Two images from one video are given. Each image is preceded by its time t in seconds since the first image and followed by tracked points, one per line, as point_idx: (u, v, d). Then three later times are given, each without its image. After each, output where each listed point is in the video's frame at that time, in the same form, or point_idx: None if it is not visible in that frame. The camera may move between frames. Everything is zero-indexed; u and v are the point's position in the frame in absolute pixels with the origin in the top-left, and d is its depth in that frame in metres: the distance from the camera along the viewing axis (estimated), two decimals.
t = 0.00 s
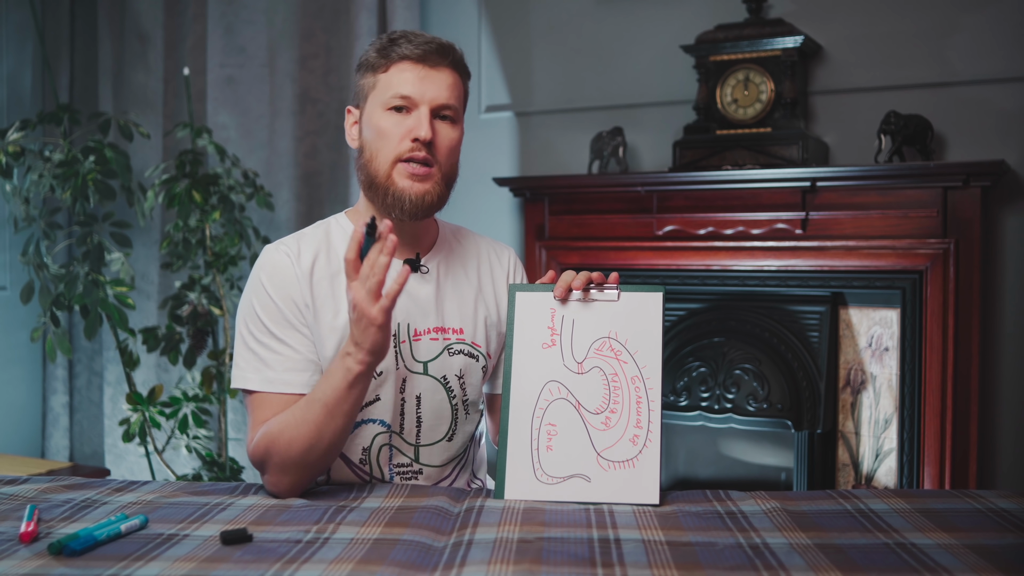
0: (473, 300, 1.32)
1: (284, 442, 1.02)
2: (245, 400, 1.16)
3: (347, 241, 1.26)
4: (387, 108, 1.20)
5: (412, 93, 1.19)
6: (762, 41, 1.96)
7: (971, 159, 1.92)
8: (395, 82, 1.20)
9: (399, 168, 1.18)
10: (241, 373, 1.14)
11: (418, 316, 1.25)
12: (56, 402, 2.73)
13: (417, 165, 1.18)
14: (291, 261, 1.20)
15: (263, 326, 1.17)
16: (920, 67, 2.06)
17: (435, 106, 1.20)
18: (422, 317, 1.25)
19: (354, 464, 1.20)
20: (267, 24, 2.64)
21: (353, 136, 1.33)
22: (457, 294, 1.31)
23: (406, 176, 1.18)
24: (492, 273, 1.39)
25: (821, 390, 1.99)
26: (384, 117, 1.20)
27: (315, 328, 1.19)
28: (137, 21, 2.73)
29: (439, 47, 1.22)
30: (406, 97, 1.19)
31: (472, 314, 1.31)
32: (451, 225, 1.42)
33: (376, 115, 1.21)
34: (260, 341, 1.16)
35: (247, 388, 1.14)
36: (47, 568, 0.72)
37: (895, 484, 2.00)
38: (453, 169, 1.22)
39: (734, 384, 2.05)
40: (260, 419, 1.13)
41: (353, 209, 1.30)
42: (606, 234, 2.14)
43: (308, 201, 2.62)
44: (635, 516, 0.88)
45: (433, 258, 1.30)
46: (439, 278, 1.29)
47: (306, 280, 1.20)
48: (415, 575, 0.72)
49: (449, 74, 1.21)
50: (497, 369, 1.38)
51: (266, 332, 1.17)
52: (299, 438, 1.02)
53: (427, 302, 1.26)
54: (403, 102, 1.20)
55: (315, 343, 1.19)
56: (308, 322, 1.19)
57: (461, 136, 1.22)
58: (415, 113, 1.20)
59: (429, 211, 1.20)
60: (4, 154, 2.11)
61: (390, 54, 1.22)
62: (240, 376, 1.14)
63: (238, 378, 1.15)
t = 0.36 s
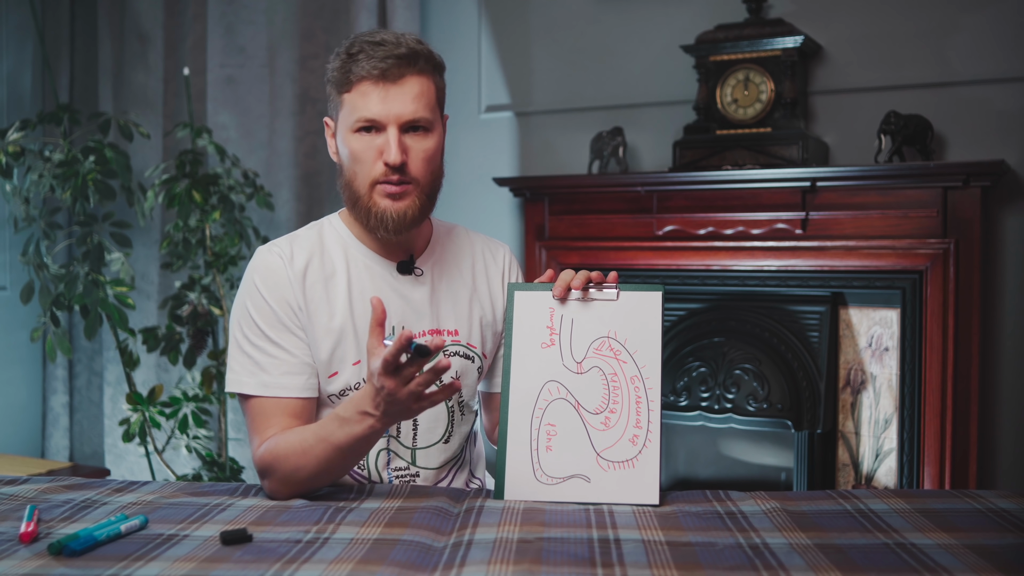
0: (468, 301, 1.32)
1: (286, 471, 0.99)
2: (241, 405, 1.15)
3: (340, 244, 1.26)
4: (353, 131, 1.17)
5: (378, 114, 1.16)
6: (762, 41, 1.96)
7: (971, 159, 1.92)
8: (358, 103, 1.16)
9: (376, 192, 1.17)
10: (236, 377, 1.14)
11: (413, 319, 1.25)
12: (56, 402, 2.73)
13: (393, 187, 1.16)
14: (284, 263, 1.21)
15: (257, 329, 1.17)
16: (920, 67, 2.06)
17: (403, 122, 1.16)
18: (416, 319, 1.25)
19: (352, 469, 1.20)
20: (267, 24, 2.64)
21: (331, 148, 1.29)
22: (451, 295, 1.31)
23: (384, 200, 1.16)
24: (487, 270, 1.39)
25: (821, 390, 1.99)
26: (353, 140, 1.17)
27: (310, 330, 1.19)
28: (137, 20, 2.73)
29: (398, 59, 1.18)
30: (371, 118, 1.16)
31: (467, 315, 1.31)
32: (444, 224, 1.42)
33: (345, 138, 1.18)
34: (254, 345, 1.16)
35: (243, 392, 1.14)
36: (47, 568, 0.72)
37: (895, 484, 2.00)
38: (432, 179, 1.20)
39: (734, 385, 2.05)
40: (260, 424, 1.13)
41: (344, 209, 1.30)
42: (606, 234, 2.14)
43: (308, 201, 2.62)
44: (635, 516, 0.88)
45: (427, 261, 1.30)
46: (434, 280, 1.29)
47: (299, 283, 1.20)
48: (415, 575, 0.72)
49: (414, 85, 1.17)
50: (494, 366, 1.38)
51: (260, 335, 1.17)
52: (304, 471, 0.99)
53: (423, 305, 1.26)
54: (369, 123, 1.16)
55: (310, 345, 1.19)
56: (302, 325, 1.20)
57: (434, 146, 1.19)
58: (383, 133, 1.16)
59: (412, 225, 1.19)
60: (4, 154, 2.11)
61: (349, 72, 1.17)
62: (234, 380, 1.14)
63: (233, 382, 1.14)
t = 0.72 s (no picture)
0: (466, 302, 1.32)
1: (283, 474, 0.99)
2: (240, 406, 1.16)
3: (338, 244, 1.26)
4: (344, 145, 1.16)
5: (367, 128, 1.15)
6: (762, 41, 1.96)
7: (971, 159, 1.92)
8: (347, 118, 1.15)
9: (372, 205, 1.17)
10: (234, 378, 1.14)
11: (411, 321, 1.25)
12: (56, 402, 2.73)
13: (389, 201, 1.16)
14: (281, 264, 1.21)
15: (255, 330, 1.17)
16: (920, 67, 2.05)
17: (393, 134, 1.15)
18: (414, 321, 1.25)
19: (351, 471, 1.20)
20: (267, 24, 2.64)
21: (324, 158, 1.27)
22: (450, 298, 1.31)
23: (379, 214, 1.16)
24: (487, 270, 1.39)
25: (821, 390, 1.99)
26: (344, 155, 1.16)
27: (307, 331, 1.19)
28: (137, 20, 2.73)
29: (383, 72, 1.16)
30: (361, 133, 1.15)
31: (465, 315, 1.31)
32: (443, 224, 1.42)
33: (337, 154, 1.18)
34: (252, 346, 1.16)
35: (241, 393, 1.14)
36: (47, 568, 0.72)
37: (895, 484, 2.00)
38: (425, 187, 1.20)
39: (734, 385, 2.05)
40: (259, 426, 1.13)
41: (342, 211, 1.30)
42: (606, 234, 2.14)
43: (308, 201, 2.62)
44: (634, 516, 0.88)
45: (425, 262, 1.30)
46: (432, 285, 1.30)
47: (297, 284, 1.20)
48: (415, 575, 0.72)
49: (401, 96, 1.16)
50: (493, 366, 1.38)
51: (258, 336, 1.17)
52: (301, 474, 0.98)
53: (420, 307, 1.26)
54: (359, 138, 1.15)
55: (307, 346, 1.19)
56: (300, 327, 1.20)
57: (427, 154, 1.19)
58: (374, 147, 1.16)
59: (409, 236, 1.19)
60: (4, 154, 2.11)
61: (335, 88, 1.16)
62: (232, 381, 1.14)
63: (231, 383, 1.14)
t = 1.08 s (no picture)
0: (469, 301, 1.32)
1: (276, 456, 1.00)
2: (241, 405, 1.16)
3: (340, 243, 1.26)
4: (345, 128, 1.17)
5: (369, 111, 1.15)
6: (763, 41, 1.96)
7: (971, 159, 1.92)
8: (351, 100, 1.16)
9: (364, 190, 1.16)
10: (235, 378, 1.14)
11: (413, 321, 1.25)
12: (56, 402, 2.73)
13: (382, 186, 1.15)
14: (284, 264, 1.20)
15: (256, 330, 1.17)
16: (920, 67, 2.05)
17: (393, 119, 1.16)
18: (417, 321, 1.25)
19: (352, 470, 1.20)
20: (267, 24, 2.64)
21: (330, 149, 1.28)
22: (452, 298, 1.31)
23: (371, 198, 1.15)
24: (490, 270, 1.39)
25: (821, 390, 1.99)
26: (343, 137, 1.17)
27: (310, 331, 1.19)
28: (137, 20, 2.73)
29: (393, 61, 1.18)
30: (363, 115, 1.16)
31: (468, 315, 1.31)
32: (447, 224, 1.42)
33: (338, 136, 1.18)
34: (253, 345, 1.16)
35: (242, 393, 1.14)
36: (47, 568, 0.72)
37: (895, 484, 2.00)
38: (423, 183, 1.19)
39: (734, 384, 2.05)
40: (258, 425, 1.13)
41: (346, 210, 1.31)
42: (606, 234, 2.14)
43: (308, 201, 2.62)
44: (635, 516, 0.88)
45: (428, 262, 1.30)
46: (435, 283, 1.30)
47: (299, 284, 1.20)
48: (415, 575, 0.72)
49: (408, 86, 1.17)
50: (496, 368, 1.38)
51: (259, 336, 1.17)
52: (295, 451, 1.00)
53: (422, 305, 1.26)
54: (360, 121, 1.16)
55: (309, 346, 1.19)
56: (301, 326, 1.19)
57: (427, 148, 1.18)
58: (373, 131, 1.16)
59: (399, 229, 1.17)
60: (4, 154, 2.11)
61: (345, 71, 1.18)
62: (233, 380, 1.15)
63: (232, 383, 1.15)
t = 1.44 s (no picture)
0: (472, 300, 1.32)
1: (278, 465, 1.00)
2: (243, 404, 1.16)
3: (345, 243, 1.27)
4: (376, 119, 1.17)
5: (403, 103, 1.16)
6: (763, 41, 1.96)
7: (971, 159, 1.92)
8: (383, 92, 1.16)
9: (393, 181, 1.16)
10: (237, 376, 1.14)
11: (417, 320, 1.25)
12: (56, 402, 2.72)
13: (411, 179, 1.16)
14: (288, 264, 1.21)
15: (259, 329, 1.17)
16: (920, 67, 2.06)
17: (426, 114, 1.17)
18: (420, 320, 1.25)
19: (352, 468, 1.19)
20: (267, 23, 2.64)
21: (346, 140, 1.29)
22: (456, 298, 1.31)
23: (400, 190, 1.16)
24: (493, 270, 1.40)
25: (821, 390, 1.99)
26: (374, 128, 1.17)
27: (313, 330, 1.19)
28: (137, 20, 2.73)
29: (426, 55, 1.18)
30: (396, 108, 1.16)
31: (471, 315, 1.31)
32: (451, 224, 1.43)
33: (366, 127, 1.18)
34: (257, 344, 1.16)
35: (243, 391, 1.14)
36: (47, 568, 0.72)
37: (895, 484, 2.00)
38: (447, 178, 1.20)
39: (734, 385, 2.05)
40: (261, 424, 1.13)
41: (351, 210, 1.31)
42: (606, 234, 2.14)
43: (308, 201, 2.62)
44: (634, 516, 0.88)
45: (432, 261, 1.30)
46: (440, 282, 1.30)
47: (304, 283, 1.20)
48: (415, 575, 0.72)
49: (441, 81, 1.18)
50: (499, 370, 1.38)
51: (262, 334, 1.17)
52: (297, 460, 1.00)
53: (427, 305, 1.26)
54: (392, 113, 1.17)
55: (312, 345, 1.19)
56: (305, 325, 1.19)
57: (454, 144, 1.20)
58: (406, 124, 1.17)
59: (424, 222, 1.18)
60: (4, 154, 2.11)
61: (377, 63, 1.18)
62: (236, 378, 1.15)
63: (234, 381, 1.15)
